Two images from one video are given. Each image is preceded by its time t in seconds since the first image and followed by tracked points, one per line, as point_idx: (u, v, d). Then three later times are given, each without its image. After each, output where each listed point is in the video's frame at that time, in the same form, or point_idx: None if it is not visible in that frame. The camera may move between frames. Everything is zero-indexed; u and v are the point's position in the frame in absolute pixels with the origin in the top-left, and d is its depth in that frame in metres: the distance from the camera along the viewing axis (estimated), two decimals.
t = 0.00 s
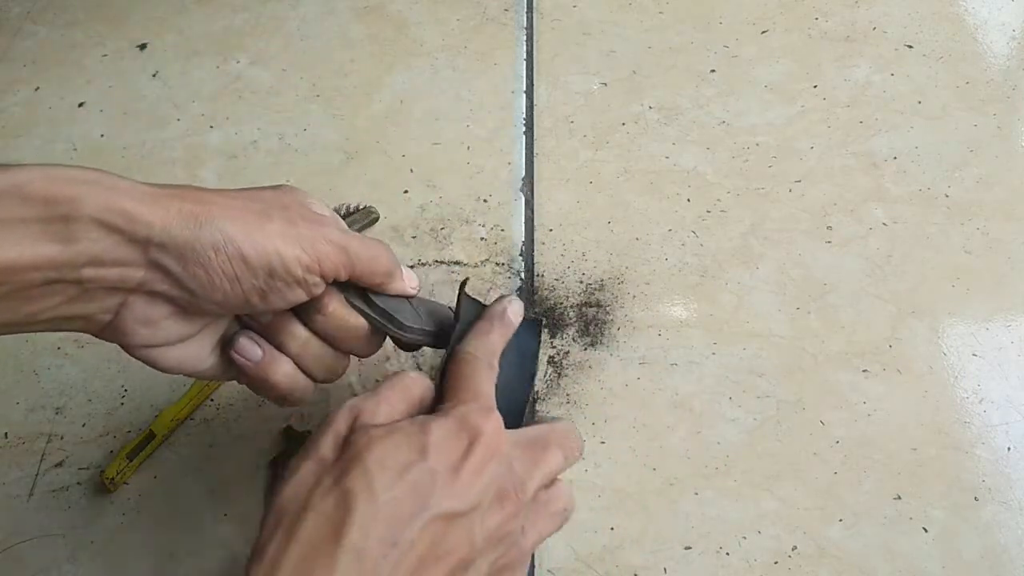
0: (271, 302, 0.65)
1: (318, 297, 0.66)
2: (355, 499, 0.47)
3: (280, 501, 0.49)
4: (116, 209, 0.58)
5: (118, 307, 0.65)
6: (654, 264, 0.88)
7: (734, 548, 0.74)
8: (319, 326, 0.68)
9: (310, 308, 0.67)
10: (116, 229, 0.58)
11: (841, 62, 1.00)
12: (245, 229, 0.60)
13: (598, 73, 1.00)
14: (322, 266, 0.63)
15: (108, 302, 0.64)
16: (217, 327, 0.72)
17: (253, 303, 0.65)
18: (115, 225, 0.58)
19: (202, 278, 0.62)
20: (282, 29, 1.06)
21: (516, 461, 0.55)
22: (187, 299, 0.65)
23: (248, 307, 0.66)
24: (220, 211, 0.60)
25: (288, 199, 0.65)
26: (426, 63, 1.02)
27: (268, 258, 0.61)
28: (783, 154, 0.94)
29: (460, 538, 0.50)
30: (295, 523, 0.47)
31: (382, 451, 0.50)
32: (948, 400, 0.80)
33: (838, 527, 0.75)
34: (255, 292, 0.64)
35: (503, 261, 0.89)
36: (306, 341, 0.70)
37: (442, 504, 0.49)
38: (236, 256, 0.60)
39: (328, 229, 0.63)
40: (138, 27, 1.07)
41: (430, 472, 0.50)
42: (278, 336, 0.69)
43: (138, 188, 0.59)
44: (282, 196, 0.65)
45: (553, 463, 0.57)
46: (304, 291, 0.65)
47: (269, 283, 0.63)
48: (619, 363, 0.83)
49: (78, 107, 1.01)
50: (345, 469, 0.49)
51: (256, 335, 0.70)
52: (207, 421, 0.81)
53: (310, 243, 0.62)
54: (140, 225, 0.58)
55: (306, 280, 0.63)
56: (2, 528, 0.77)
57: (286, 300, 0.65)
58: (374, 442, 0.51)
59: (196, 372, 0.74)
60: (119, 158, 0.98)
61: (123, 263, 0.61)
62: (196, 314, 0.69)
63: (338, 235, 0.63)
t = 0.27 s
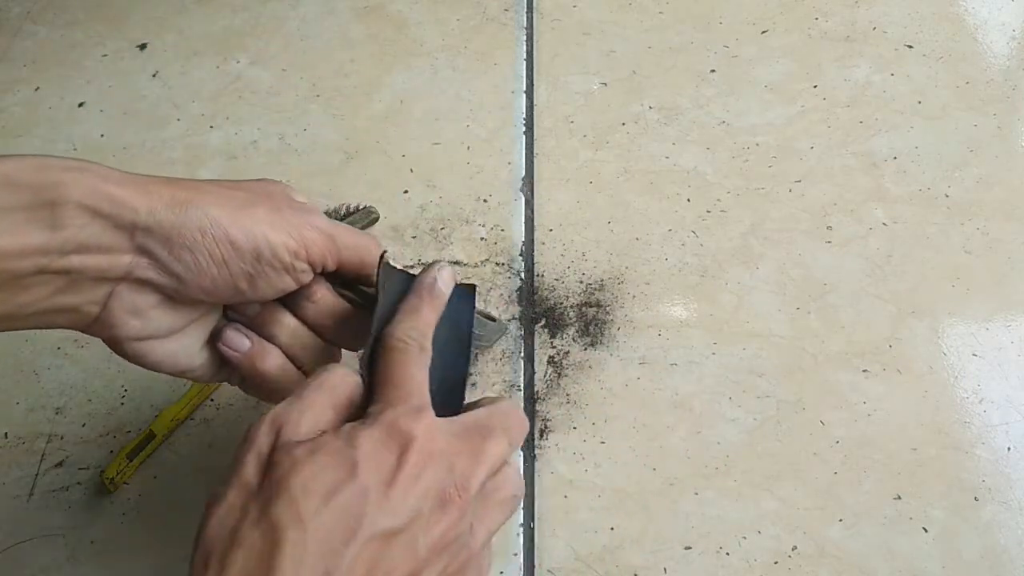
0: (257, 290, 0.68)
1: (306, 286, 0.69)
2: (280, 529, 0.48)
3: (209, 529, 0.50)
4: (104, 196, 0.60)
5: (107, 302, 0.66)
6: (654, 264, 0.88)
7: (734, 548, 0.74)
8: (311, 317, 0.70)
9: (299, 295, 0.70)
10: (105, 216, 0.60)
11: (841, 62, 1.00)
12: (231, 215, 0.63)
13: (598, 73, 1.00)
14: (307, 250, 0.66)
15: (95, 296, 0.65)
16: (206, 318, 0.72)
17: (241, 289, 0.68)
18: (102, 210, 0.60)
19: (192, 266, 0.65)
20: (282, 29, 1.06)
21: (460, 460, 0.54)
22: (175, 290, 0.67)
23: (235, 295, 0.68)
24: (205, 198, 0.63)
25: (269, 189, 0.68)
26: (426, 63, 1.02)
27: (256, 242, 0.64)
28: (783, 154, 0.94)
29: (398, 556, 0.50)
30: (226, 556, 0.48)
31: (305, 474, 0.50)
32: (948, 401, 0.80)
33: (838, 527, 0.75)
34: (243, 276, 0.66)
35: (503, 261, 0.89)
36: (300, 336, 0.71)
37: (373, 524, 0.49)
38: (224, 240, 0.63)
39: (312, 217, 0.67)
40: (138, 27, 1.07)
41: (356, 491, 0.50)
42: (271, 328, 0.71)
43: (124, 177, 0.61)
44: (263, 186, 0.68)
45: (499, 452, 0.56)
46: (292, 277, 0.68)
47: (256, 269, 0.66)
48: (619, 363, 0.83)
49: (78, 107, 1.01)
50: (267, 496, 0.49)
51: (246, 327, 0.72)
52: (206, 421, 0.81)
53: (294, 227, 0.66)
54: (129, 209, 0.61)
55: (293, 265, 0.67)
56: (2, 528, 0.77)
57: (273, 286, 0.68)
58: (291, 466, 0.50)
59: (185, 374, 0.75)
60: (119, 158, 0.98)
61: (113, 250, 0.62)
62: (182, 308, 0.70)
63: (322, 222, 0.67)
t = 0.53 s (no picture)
0: (277, 283, 0.69)
1: (326, 280, 0.71)
2: (270, 493, 0.48)
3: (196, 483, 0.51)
4: (124, 196, 0.61)
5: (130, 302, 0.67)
6: (654, 264, 0.88)
7: (734, 548, 0.74)
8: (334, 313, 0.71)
9: (322, 292, 0.71)
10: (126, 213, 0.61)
11: (841, 62, 1.00)
12: (248, 208, 0.65)
13: (598, 73, 1.00)
14: (323, 242, 0.68)
15: (119, 297, 0.66)
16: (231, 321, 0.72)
17: (262, 283, 0.69)
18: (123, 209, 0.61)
19: (214, 259, 0.65)
20: (282, 29, 1.06)
21: (455, 431, 0.56)
22: (198, 287, 0.68)
23: (257, 290, 0.69)
24: (220, 194, 0.64)
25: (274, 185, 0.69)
26: (426, 63, 1.02)
27: (275, 234, 0.66)
28: (783, 154, 0.94)
29: (387, 519, 0.52)
30: (213, 505, 0.49)
31: (297, 437, 0.50)
32: (948, 401, 0.80)
33: (838, 527, 0.75)
34: (264, 270, 0.67)
35: (503, 261, 0.89)
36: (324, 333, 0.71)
37: (368, 488, 0.51)
38: (245, 233, 0.64)
39: (326, 212, 0.68)
40: (138, 27, 1.07)
41: (352, 457, 0.51)
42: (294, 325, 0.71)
43: (138, 177, 0.62)
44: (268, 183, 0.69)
45: (495, 426, 0.59)
46: (313, 271, 0.69)
47: (275, 262, 0.67)
48: (619, 363, 0.83)
49: (78, 107, 1.02)
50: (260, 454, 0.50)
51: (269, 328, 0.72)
52: (207, 421, 0.81)
53: (307, 219, 0.67)
54: (148, 207, 0.62)
55: (312, 257, 0.68)
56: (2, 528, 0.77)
57: (293, 280, 0.69)
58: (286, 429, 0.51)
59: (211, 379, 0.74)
60: (119, 158, 0.98)
61: (135, 249, 0.63)
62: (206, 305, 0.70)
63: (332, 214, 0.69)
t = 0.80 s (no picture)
0: (244, 294, 0.67)
1: (294, 291, 0.68)
2: (303, 540, 0.48)
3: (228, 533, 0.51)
4: (86, 196, 0.61)
5: (95, 306, 0.66)
6: (654, 264, 0.88)
7: (734, 548, 0.74)
8: (300, 323, 0.68)
9: (288, 302, 0.68)
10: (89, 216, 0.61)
11: (841, 62, 1.00)
12: (212, 213, 0.64)
13: (598, 73, 1.00)
14: (289, 252, 0.66)
15: (82, 301, 0.65)
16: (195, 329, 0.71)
17: (226, 292, 0.67)
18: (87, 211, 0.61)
19: (176, 264, 0.64)
20: (282, 29, 1.06)
21: (474, 461, 0.55)
22: (161, 293, 0.67)
23: (220, 297, 0.67)
24: (184, 199, 0.64)
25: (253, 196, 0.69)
26: (426, 63, 1.02)
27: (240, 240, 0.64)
28: (783, 154, 0.94)
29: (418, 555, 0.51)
30: (247, 553, 0.49)
31: (323, 478, 0.50)
32: (948, 401, 0.80)
33: (838, 527, 0.75)
34: (227, 278, 0.66)
35: (503, 261, 0.89)
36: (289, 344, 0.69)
37: (393, 524, 0.50)
38: (207, 238, 0.63)
39: (295, 223, 0.67)
40: (138, 27, 1.07)
41: (376, 493, 0.50)
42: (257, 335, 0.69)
43: (106, 179, 0.62)
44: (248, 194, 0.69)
45: (514, 454, 0.58)
46: (278, 282, 0.67)
47: (241, 271, 0.65)
48: (619, 364, 0.83)
49: (78, 107, 1.01)
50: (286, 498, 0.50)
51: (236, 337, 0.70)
52: (207, 421, 0.81)
53: (278, 228, 0.66)
54: (111, 209, 0.61)
55: (278, 267, 0.66)
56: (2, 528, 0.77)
57: (258, 290, 0.67)
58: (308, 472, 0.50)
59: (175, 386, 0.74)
60: (119, 158, 0.98)
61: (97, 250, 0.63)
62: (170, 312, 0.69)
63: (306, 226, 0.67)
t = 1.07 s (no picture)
0: (247, 297, 0.66)
1: (297, 292, 0.67)
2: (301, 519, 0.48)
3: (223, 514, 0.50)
4: (86, 197, 0.61)
5: (97, 310, 0.66)
6: (654, 264, 0.88)
7: (734, 548, 0.74)
8: (303, 325, 0.68)
9: (289, 302, 0.68)
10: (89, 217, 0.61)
11: (841, 62, 1.00)
12: (213, 214, 0.63)
13: (598, 73, 1.00)
14: (291, 254, 0.65)
15: (82, 303, 0.65)
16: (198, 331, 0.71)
17: (229, 295, 0.66)
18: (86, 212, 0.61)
19: (176, 265, 0.63)
20: (282, 29, 1.06)
21: (479, 451, 0.56)
22: (163, 296, 0.66)
23: (223, 300, 0.66)
24: (186, 200, 0.63)
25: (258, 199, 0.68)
26: (426, 63, 1.02)
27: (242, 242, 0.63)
28: (783, 154, 0.94)
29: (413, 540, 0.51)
30: (239, 538, 0.48)
31: (328, 459, 0.50)
32: (948, 401, 0.80)
33: (838, 527, 0.75)
34: (229, 280, 0.65)
35: (503, 261, 0.89)
36: (292, 345, 0.69)
37: (394, 507, 0.50)
38: (208, 238, 0.63)
39: (298, 225, 0.66)
40: (138, 27, 1.07)
41: (380, 476, 0.50)
42: (261, 335, 0.68)
43: (109, 180, 0.62)
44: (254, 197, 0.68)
45: (520, 449, 0.59)
46: (281, 283, 0.66)
47: (243, 273, 0.64)
48: (619, 364, 0.83)
49: (78, 107, 1.01)
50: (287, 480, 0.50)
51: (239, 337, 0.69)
52: (207, 421, 0.81)
53: (281, 229, 0.65)
54: (111, 210, 0.61)
55: (281, 269, 0.65)
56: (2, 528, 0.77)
57: (260, 292, 0.66)
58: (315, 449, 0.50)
59: (178, 387, 0.73)
60: (119, 158, 0.98)
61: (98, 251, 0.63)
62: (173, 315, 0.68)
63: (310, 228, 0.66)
